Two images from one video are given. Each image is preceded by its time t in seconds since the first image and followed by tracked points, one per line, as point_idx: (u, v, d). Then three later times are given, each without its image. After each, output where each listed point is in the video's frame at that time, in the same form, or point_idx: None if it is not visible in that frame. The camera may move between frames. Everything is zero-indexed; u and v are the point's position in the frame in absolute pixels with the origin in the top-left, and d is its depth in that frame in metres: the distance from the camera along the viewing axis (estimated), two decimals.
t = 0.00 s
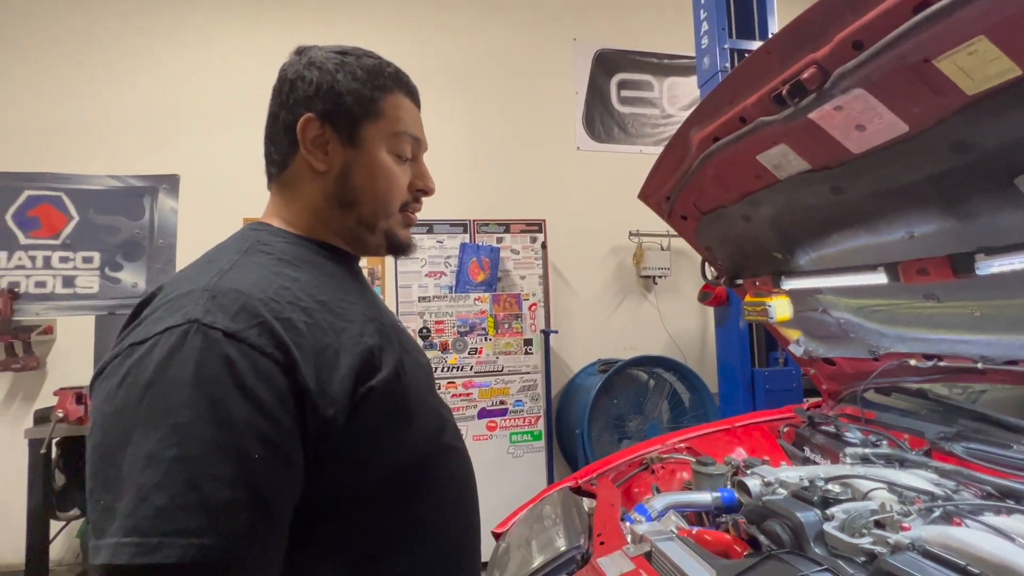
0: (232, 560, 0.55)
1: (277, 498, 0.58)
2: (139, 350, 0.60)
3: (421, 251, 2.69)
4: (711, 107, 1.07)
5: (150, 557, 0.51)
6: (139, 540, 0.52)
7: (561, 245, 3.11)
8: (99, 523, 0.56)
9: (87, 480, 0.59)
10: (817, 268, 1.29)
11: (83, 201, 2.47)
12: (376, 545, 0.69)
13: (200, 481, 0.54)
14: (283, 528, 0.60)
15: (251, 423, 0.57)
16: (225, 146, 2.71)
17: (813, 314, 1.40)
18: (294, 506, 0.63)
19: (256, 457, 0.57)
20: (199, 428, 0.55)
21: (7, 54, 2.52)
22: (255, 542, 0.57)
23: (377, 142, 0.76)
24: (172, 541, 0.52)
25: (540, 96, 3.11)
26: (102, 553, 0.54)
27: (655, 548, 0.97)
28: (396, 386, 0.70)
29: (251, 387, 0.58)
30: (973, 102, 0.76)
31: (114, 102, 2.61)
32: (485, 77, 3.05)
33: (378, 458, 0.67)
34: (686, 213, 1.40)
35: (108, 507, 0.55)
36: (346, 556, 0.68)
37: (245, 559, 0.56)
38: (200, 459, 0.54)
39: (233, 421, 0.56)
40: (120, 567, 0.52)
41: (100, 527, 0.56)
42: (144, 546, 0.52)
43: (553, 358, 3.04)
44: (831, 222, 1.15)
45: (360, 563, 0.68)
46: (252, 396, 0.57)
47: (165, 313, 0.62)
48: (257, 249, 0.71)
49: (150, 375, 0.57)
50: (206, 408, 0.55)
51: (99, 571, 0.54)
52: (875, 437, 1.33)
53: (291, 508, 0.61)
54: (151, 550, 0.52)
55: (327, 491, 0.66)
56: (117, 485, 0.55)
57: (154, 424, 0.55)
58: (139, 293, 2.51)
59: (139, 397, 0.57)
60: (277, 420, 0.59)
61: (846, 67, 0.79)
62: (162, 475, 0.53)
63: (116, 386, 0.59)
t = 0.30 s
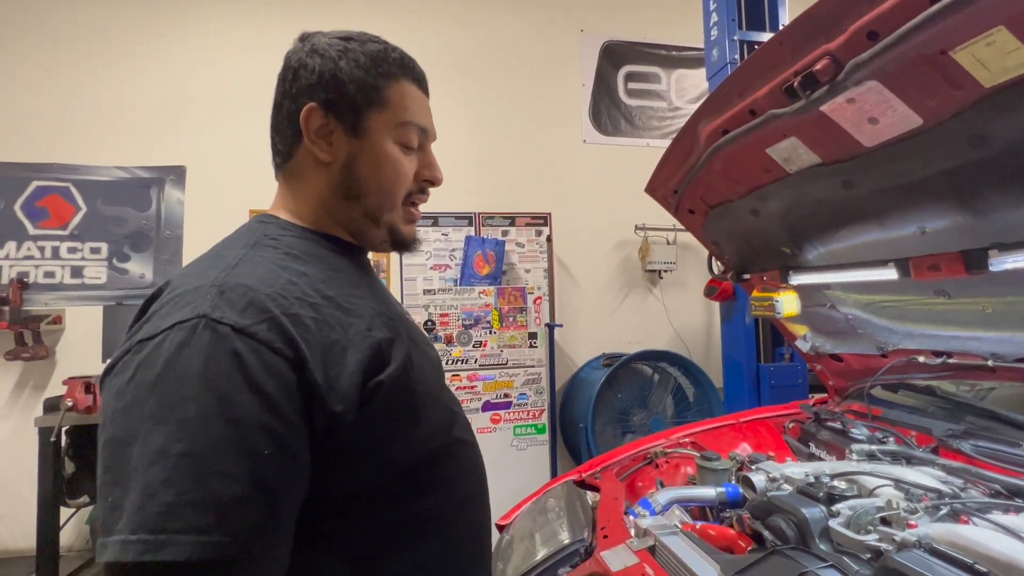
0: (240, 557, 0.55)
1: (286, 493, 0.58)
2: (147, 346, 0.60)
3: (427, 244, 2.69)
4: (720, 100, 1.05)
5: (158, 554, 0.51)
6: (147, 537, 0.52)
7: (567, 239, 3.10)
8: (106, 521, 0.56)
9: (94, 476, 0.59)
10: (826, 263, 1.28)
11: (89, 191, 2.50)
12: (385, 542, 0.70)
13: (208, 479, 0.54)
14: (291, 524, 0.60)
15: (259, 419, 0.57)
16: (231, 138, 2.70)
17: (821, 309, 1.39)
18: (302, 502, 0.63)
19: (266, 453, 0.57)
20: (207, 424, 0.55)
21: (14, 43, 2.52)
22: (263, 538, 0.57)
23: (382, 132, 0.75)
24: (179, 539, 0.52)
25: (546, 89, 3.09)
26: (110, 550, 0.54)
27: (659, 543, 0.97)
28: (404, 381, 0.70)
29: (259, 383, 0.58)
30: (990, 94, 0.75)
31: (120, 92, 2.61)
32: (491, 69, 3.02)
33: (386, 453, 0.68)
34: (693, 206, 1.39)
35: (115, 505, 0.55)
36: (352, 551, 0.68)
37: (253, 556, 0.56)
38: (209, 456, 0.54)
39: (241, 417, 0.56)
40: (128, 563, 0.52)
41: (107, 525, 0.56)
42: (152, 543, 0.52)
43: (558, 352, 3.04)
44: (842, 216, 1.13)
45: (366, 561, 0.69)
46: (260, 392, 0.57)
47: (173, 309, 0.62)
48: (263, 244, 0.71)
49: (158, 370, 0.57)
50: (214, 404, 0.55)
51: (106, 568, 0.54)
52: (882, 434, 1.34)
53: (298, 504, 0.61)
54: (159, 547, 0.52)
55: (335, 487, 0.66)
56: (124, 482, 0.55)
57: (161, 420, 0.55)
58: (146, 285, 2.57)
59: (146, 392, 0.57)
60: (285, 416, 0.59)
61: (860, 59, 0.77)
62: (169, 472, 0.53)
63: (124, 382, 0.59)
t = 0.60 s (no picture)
0: (257, 550, 0.55)
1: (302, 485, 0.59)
2: (159, 339, 0.59)
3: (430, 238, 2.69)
4: (727, 94, 1.05)
5: (177, 546, 0.52)
6: (164, 531, 0.52)
7: (570, 234, 3.09)
8: (120, 514, 0.56)
9: (106, 469, 0.58)
10: (831, 259, 1.27)
11: (96, 183, 2.55)
12: (394, 533, 0.70)
13: (226, 472, 0.54)
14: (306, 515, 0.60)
15: (275, 411, 0.57)
16: (234, 130, 2.70)
17: (825, 305, 1.38)
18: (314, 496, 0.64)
19: (280, 446, 0.57)
20: (224, 417, 0.54)
21: (19, 34, 2.52)
22: (280, 531, 0.57)
23: (384, 124, 0.75)
24: (196, 532, 0.52)
25: (551, 82, 3.07)
26: (126, 544, 0.54)
27: (660, 537, 0.98)
28: (412, 376, 0.70)
29: (275, 376, 0.58)
30: (1001, 88, 0.73)
31: (125, 84, 2.61)
32: (496, 62, 3.01)
33: (395, 447, 0.68)
34: (698, 201, 1.39)
35: (130, 498, 0.55)
36: (359, 545, 0.68)
37: (269, 548, 0.56)
38: (226, 449, 0.54)
39: (257, 410, 0.56)
40: (146, 556, 0.52)
41: (122, 518, 0.56)
42: (169, 537, 0.52)
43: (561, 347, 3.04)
44: (849, 212, 1.12)
45: (375, 551, 0.69)
46: (275, 385, 0.57)
47: (185, 302, 0.62)
48: (271, 238, 0.71)
49: (173, 363, 0.57)
50: (231, 396, 0.55)
51: (121, 562, 0.54)
52: (886, 431, 1.35)
53: (311, 497, 0.61)
54: (177, 541, 0.52)
55: (343, 481, 0.66)
56: (140, 475, 0.55)
57: (176, 414, 0.55)
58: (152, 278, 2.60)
59: (160, 386, 0.56)
60: (300, 409, 0.59)
61: (869, 51, 0.76)
62: (185, 464, 0.53)
63: (138, 374, 0.59)
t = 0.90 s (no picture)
0: (240, 557, 0.56)
1: (287, 492, 0.60)
2: (147, 346, 0.60)
3: (432, 236, 2.69)
4: (727, 94, 1.05)
5: (158, 556, 0.53)
6: (145, 540, 0.53)
7: (572, 232, 3.09)
8: (108, 518, 0.57)
9: (94, 473, 0.60)
10: (832, 259, 1.27)
11: (100, 181, 2.55)
12: (387, 535, 0.72)
13: (207, 481, 0.54)
14: (291, 523, 0.61)
15: (257, 422, 0.58)
16: (237, 129, 2.70)
17: (827, 305, 1.38)
18: (303, 501, 0.65)
19: (264, 454, 0.58)
20: (206, 427, 0.55)
21: (24, 33, 2.53)
22: (261, 538, 0.58)
23: (377, 128, 0.75)
24: (177, 541, 0.53)
25: (553, 81, 3.06)
26: (111, 549, 0.55)
27: (659, 536, 0.98)
28: (402, 381, 0.71)
29: (259, 385, 0.58)
30: (1004, 88, 0.73)
31: (129, 82, 2.62)
32: (498, 60, 3.00)
33: (385, 450, 0.69)
34: (699, 200, 1.39)
35: (116, 504, 0.56)
36: (353, 544, 0.70)
37: (252, 555, 0.57)
38: (208, 459, 0.55)
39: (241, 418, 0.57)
40: (127, 564, 0.53)
41: (108, 523, 0.57)
42: (150, 546, 0.53)
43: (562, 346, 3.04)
44: (849, 211, 1.12)
45: (370, 554, 0.71)
46: (258, 394, 0.58)
47: (174, 308, 0.63)
48: (265, 241, 0.72)
49: (158, 371, 0.57)
50: (215, 405, 0.56)
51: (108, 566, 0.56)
52: (887, 431, 1.34)
53: (300, 501, 0.63)
54: (158, 549, 0.53)
55: (336, 484, 0.68)
56: (125, 483, 0.56)
57: (160, 423, 0.55)
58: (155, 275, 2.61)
59: (146, 393, 0.57)
60: (285, 418, 0.60)
61: (870, 50, 0.76)
62: (166, 473, 0.54)
63: (124, 380, 0.59)
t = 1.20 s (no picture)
0: (230, 558, 0.56)
1: (278, 492, 0.60)
2: (135, 346, 0.60)
3: (435, 234, 2.70)
4: (728, 91, 1.05)
5: (143, 558, 0.52)
6: (132, 541, 0.53)
7: (574, 231, 3.08)
8: (96, 520, 0.57)
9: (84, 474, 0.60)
10: (835, 256, 1.26)
11: (103, 180, 2.55)
12: (381, 534, 0.72)
13: (195, 482, 0.54)
14: (282, 524, 0.62)
15: (246, 422, 0.58)
16: (240, 127, 2.71)
17: (830, 303, 1.37)
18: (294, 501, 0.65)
19: (253, 455, 0.58)
20: (193, 427, 0.55)
21: (29, 32, 2.54)
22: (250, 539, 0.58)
23: (367, 124, 0.75)
24: (164, 542, 0.53)
25: (556, 78, 3.06)
26: (97, 551, 0.55)
27: (660, 535, 0.97)
28: (394, 380, 0.71)
29: (247, 385, 0.58)
30: (1009, 83, 0.72)
31: (133, 81, 2.63)
32: (500, 58, 3.00)
33: (378, 450, 0.69)
34: (700, 198, 1.39)
35: (104, 505, 0.56)
36: (348, 544, 0.70)
37: (241, 556, 0.57)
38: (195, 460, 0.55)
39: (230, 419, 0.57)
40: (114, 566, 0.53)
41: (96, 524, 0.57)
42: (137, 547, 0.52)
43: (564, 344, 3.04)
44: (852, 208, 1.11)
45: (365, 553, 0.71)
46: (247, 395, 0.58)
47: (163, 308, 0.63)
48: (259, 240, 0.73)
49: (145, 372, 0.58)
50: (202, 405, 0.56)
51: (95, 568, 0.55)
52: (890, 430, 1.34)
53: (289, 501, 0.63)
54: (144, 551, 0.52)
55: (330, 483, 0.68)
56: (112, 485, 0.56)
57: (146, 424, 0.55)
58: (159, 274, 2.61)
59: (133, 394, 0.57)
60: (274, 418, 0.60)
61: (873, 45, 0.75)
62: (153, 474, 0.54)
63: (111, 382, 0.60)
